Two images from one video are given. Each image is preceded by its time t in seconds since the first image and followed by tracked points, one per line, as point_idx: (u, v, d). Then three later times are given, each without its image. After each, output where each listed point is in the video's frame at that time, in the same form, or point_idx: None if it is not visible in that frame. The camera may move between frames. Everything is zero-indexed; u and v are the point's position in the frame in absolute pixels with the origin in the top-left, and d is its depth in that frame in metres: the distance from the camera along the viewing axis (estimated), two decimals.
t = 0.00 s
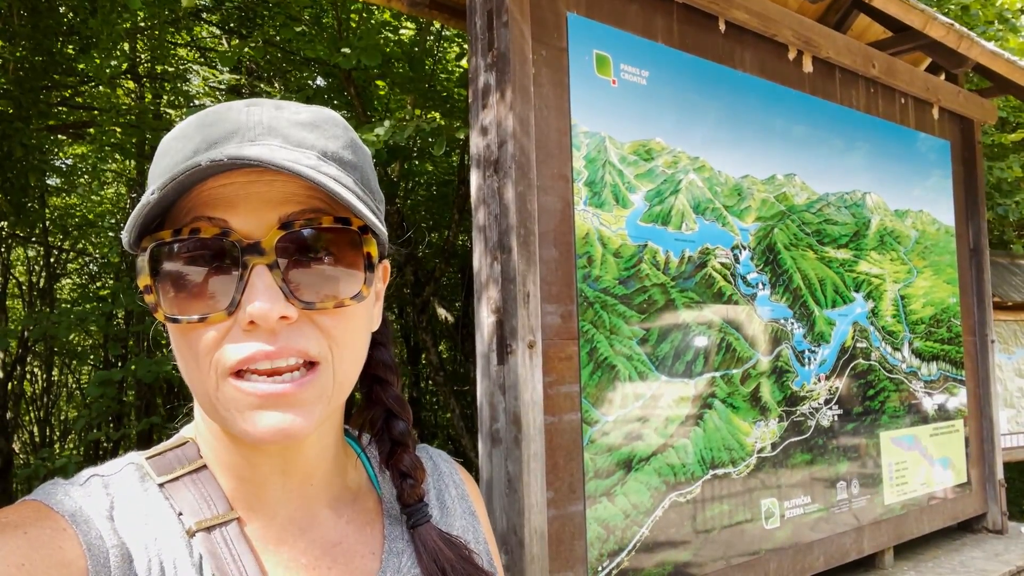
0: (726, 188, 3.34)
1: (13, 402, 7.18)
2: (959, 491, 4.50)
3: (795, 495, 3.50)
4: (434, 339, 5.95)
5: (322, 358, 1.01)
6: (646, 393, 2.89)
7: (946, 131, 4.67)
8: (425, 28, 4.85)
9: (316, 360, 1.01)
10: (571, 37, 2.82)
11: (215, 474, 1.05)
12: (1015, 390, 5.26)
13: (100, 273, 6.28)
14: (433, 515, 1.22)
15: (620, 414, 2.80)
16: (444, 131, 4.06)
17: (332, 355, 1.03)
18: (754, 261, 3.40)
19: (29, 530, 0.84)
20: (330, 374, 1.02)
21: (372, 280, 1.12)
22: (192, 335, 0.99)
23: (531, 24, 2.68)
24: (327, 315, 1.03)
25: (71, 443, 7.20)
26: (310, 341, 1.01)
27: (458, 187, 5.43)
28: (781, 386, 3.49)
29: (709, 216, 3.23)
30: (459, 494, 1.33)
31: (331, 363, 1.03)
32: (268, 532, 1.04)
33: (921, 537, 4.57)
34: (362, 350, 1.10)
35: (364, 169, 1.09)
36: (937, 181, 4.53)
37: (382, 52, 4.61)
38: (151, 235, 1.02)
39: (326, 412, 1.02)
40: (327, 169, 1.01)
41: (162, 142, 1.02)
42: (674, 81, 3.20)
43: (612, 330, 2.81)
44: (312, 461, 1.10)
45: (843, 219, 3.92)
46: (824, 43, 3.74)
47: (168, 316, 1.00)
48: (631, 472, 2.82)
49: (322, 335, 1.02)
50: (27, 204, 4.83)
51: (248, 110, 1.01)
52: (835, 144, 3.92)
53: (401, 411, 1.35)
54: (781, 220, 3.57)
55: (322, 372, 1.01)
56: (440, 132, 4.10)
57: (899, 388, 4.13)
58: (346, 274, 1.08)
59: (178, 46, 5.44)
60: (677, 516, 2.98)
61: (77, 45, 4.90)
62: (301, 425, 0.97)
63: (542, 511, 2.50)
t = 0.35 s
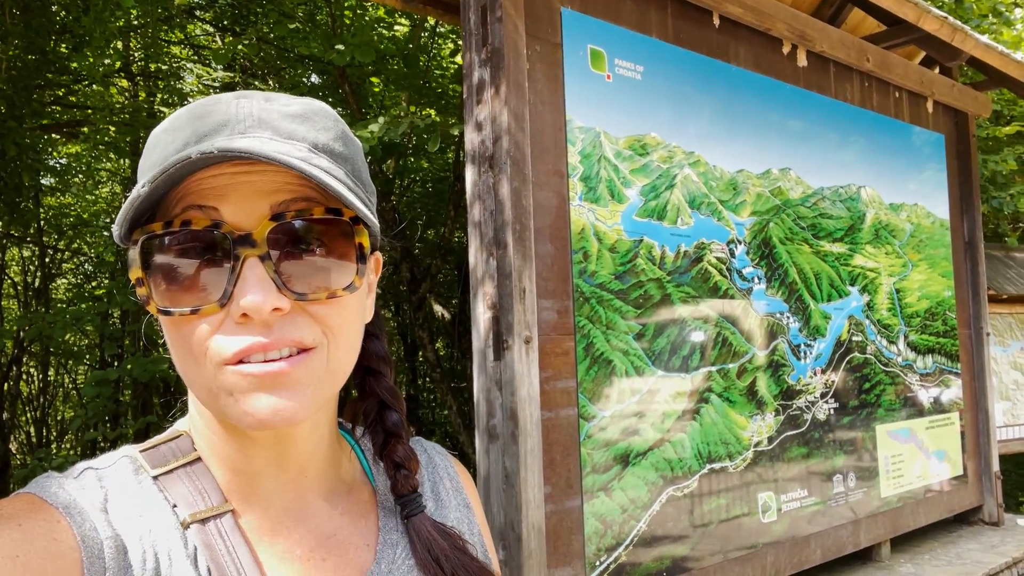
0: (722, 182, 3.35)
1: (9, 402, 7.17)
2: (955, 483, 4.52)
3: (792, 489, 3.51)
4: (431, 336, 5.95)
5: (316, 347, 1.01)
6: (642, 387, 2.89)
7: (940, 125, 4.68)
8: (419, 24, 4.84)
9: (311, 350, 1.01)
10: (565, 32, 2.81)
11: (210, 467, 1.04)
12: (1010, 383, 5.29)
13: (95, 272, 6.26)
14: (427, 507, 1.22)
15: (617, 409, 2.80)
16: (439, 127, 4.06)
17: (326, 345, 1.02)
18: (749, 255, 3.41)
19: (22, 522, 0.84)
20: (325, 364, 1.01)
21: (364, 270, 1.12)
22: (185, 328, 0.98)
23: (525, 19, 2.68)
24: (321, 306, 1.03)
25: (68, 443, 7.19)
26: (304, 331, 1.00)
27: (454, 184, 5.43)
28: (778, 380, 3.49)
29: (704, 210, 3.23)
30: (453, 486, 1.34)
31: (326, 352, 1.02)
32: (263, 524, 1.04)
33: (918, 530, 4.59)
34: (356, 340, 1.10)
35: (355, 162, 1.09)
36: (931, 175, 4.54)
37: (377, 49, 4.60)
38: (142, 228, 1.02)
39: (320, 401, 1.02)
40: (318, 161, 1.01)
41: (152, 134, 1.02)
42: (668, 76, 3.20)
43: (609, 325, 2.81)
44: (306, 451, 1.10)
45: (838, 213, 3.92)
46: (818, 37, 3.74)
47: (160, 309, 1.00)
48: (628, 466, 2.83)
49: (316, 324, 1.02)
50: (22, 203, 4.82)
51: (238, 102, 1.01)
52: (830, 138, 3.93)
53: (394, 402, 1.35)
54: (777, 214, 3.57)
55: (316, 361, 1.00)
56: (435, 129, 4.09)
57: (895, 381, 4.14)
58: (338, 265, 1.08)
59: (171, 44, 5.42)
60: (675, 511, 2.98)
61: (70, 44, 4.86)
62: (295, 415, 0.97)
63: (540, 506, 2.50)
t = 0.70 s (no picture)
0: (717, 178, 3.35)
1: (4, 402, 7.14)
2: (951, 477, 4.54)
3: (788, 484, 3.52)
4: (427, 333, 5.95)
5: (286, 322, 0.98)
6: (639, 383, 2.90)
7: (935, 120, 4.69)
8: (414, 20, 4.83)
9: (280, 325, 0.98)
10: (561, 28, 2.80)
11: (204, 463, 1.04)
12: (1006, 376, 5.31)
13: (89, 271, 6.24)
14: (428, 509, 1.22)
15: (614, 405, 2.80)
16: (434, 124, 4.05)
17: (299, 322, 1.00)
18: (745, 251, 3.41)
19: (16, 524, 0.83)
20: (296, 340, 0.98)
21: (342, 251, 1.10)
22: (158, 297, 0.98)
23: (521, 14, 2.67)
24: (292, 280, 1.01)
25: (64, 442, 7.17)
26: (271, 305, 0.97)
27: (450, 180, 5.42)
28: (774, 375, 3.50)
29: (700, 206, 3.23)
30: (452, 484, 1.34)
31: (298, 328, 0.99)
32: (257, 519, 1.03)
33: (914, 524, 4.61)
34: (338, 322, 1.08)
35: (348, 155, 1.09)
36: (926, 170, 4.55)
37: (372, 46, 4.59)
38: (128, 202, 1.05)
39: (292, 378, 0.99)
40: (302, 144, 1.01)
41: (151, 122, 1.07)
42: (664, 72, 3.19)
43: (606, 322, 2.81)
44: (295, 438, 1.08)
45: (834, 208, 3.93)
46: (814, 32, 3.74)
47: (137, 280, 1.00)
48: (625, 462, 2.83)
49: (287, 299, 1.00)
50: (16, 202, 4.79)
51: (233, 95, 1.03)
52: (825, 134, 3.93)
53: (395, 410, 1.35)
54: (773, 209, 3.58)
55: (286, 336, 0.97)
56: (430, 126, 4.08)
57: (891, 376, 4.15)
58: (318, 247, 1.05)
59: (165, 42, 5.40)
60: (672, 506, 2.99)
61: (63, 42, 4.84)
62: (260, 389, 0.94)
63: (537, 503, 2.50)
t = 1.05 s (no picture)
0: (712, 174, 3.35)
1: None
2: (944, 471, 4.57)
3: (784, 479, 3.53)
4: (422, 331, 5.94)
5: (293, 334, 0.98)
6: (635, 380, 2.90)
7: (928, 115, 4.71)
8: (407, 17, 4.82)
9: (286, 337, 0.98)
10: (555, 25, 2.80)
11: (200, 466, 1.04)
12: (999, 370, 5.34)
13: (82, 270, 6.20)
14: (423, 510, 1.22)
15: (610, 402, 2.81)
16: (428, 121, 4.03)
17: (305, 333, 1.00)
18: (740, 247, 3.42)
19: (12, 527, 0.83)
20: (303, 352, 0.99)
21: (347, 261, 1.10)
22: (164, 309, 0.97)
23: (514, 11, 2.66)
24: (298, 291, 1.01)
25: (57, 443, 7.12)
26: (281, 316, 0.98)
27: (444, 177, 5.42)
28: (769, 371, 3.51)
29: (695, 203, 3.24)
30: (446, 484, 1.34)
31: (305, 340, 1.00)
32: (253, 521, 1.03)
33: (909, 517, 4.64)
34: (340, 331, 1.08)
35: (348, 160, 1.08)
36: (920, 165, 4.56)
37: (366, 43, 4.57)
38: (130, 210, 1.03)
39: (298, 389, 0.99)
40: (305, 153, 1.00)
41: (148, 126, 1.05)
42: (658, 69, 3.19)
43: (601, 319, 2.82)
44: (294, 443, 1.08)
45: (828, 204, 3.94)
46: (807, 28, 3.74)
47: (141, 291, 0.99)
48: (621, 459, 2.83)
49: (294, 310, 1.00)
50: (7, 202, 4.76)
51: (232, 98, 1.02)
52: (819, 130, 3.94)
53: (391, 411, 1.34)
54: (767, 206, 3.58)
55: (293, 348, 0.98)
56: (424, 123, 4.07)
57: (885, 371, 4.17)
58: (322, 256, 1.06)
59: (157, 39, 5.35)
60: (668, 502, 3.00)
61: (54, 40, 4.81)
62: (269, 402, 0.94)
63: (534, 500, 2.51)
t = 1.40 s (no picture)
0: (705, 169, 3.36)
1: None
2: (937, 463, 4.60)
3: (778, 472, 3.55)
4: (417, 327, 5.93)
5: (300, 336, 0.99)
6: (629, 374, 2.91)
7: (920, 109, 4.73)
8: (400, 13, 4.80)
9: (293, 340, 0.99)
10: (547, 19, 2.79)
11: (192, 458, 1.03)
12: (990, 363, 5.37)
13: (74, 269, 6.16)
14: (413, 499, 1.22)
15: (604, 397, 2.81)
16: (421, 117, 4.02)
17: (311, 335, 1.01)
18: (733, 241, 3.43)
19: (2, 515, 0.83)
20: (309, 355, 1.00)
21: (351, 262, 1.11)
22: (169, 310, 0.96)
23: (507, 6, 2.65)
24: (305, 293, 1.02)
25: (50, 443, 7.08)
26: (289, 318, 0.98)
27: (438, 174, 5.40)
28: (763, 365, 3.52)
29: (688, 197, 3.24)
30: (439, 476, 1.34)
31: (310, 342, 1.01)
32: (243, 511, 1.02)
33: (902, 510, 4.66)
34: (340, 330, 1.09)
35: (344, 155, 1.09)
36: (911, 159, 4.58)
37: (358, 39, 4.56)
38: (129, 210, 1.01)
39: (304, 391, 1.00)
40: (306, 150, 1.00)
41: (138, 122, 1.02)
42: (651, 64, 3.19)
43: (595, 314, 2.82)
44: (291, 440, 1.09)
45: (820, 198, 3.95)
46: (799, 23, 3.73)
47: (145, 291, 0.98)
48: (616, 453, 2.84)
49: (300, 313, 1.01)
50: None
51: (227, 91, 1.01)
52: (812, 124, 3.95)
53: (379, 398, 1.36)
54: (760, 200, 3.59)
55: (300, 352, 0.99)
56: (417, 119, 4.05)
57: (878, 364, 4.19)
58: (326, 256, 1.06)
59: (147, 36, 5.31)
60: (663, 496, 3.01)
61: (44, 37, 4.76)
62: (279, 407, 0.95)
63: (529, 495, 2.51)
